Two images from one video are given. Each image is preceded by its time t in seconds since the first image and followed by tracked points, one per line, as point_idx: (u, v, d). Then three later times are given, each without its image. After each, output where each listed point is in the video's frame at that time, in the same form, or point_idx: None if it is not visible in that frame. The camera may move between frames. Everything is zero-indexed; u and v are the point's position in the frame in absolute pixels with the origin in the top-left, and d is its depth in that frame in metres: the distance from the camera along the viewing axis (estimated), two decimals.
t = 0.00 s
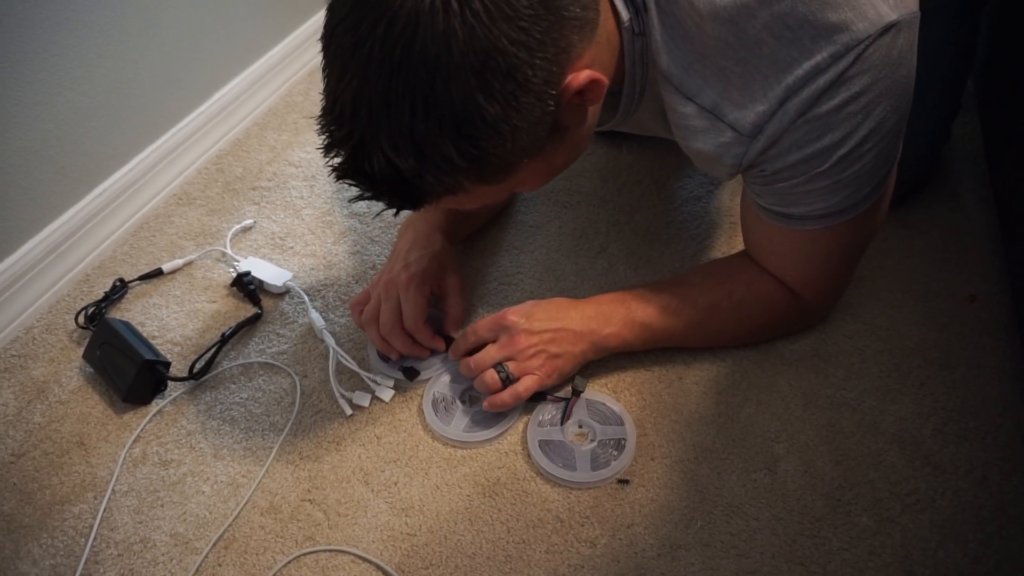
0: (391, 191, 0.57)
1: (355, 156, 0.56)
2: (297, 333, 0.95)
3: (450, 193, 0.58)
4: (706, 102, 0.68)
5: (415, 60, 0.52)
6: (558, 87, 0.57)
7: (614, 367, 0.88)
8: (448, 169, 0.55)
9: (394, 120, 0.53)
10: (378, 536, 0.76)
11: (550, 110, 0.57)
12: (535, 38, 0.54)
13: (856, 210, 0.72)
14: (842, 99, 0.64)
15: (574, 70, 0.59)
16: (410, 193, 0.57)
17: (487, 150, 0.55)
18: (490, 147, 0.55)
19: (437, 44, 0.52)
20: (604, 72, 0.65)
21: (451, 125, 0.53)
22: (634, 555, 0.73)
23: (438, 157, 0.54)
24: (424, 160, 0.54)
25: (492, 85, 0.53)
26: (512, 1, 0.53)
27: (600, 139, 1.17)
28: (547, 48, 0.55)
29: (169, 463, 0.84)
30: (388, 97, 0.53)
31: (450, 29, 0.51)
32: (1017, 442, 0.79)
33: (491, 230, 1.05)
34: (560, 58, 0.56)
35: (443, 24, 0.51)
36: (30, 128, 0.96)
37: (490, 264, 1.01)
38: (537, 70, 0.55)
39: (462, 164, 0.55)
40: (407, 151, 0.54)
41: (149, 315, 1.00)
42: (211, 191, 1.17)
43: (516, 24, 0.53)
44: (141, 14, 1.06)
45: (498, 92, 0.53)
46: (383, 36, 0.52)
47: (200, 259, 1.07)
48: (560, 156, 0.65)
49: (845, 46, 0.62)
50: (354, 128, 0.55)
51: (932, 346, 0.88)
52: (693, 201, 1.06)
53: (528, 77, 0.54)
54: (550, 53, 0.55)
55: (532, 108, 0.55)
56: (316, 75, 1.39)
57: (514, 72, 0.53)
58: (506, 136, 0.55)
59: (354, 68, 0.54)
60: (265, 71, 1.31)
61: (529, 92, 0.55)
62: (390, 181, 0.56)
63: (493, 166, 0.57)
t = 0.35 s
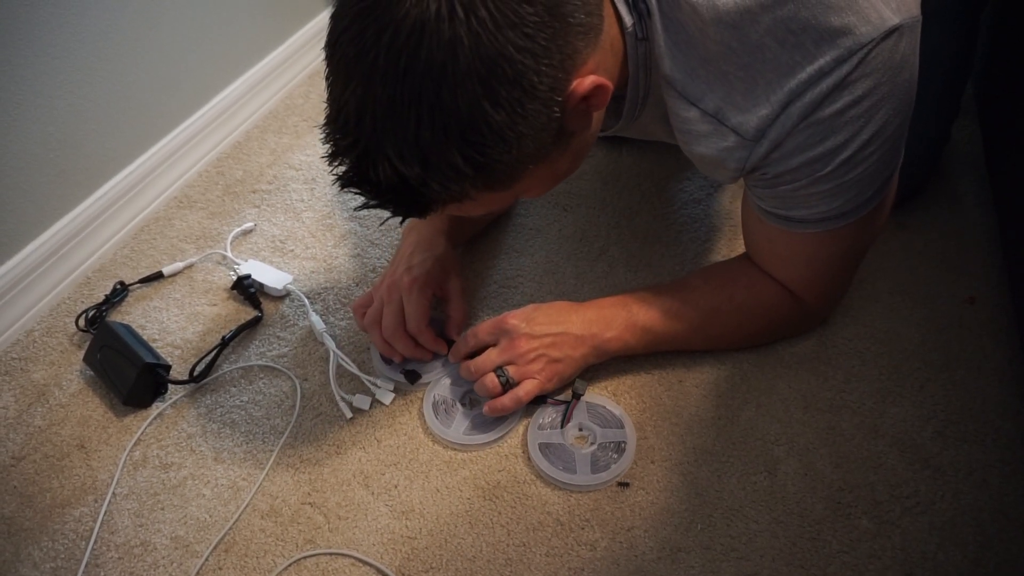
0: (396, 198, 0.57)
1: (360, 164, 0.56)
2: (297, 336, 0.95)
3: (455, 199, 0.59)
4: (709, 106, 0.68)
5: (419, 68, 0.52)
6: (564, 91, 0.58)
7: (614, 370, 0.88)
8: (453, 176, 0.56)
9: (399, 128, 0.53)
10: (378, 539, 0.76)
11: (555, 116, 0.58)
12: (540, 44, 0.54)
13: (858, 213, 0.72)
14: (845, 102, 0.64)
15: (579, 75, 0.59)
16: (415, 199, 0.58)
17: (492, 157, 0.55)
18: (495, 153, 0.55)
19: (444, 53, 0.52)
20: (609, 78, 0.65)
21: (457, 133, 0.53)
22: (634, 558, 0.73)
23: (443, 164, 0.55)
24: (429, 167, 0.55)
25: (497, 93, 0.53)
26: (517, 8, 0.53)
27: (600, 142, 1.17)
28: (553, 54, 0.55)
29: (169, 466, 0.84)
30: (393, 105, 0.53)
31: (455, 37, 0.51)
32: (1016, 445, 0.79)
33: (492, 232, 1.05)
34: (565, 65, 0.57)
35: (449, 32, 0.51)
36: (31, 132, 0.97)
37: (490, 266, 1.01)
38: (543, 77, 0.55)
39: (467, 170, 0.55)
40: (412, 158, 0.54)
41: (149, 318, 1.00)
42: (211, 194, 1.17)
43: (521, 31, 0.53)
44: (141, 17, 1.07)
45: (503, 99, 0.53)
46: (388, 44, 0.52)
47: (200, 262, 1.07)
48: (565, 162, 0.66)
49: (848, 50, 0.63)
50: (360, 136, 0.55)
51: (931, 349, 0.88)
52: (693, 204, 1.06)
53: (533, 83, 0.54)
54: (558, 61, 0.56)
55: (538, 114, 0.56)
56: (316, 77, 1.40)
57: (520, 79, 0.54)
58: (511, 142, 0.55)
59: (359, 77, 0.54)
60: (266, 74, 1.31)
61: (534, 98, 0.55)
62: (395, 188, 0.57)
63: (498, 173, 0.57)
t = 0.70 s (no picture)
0: (392, 204, 0.58)
1: (357, 170, 0.57)
2: (297, 337, 0.95)
3: (451, 205, 0.59)
4: (710, 108, 0.68)
5: (418, 75, 0.52)
6: (560, 100, 0.58)
7: (614, 370, 0.88)
8: (449, 184, 0.56)
9: (396, 136, 0.53)
10: (378, 540, 0.76)
11: (552, 125, 0.58)
12: (537, 55, 0.54)
13: (859, 215, 0.72)
14: (845, 103, 0.64)
15: (576, 84, 0.59)
16: (412, 205, 0.58)
17: (488, 166, 0.55)
18: (491, 162, 0.55)
19: (443, 59, 0.52)
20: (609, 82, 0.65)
21: (453, 142, 0.53)
22: (634, 558, 0.73)
23: (439, 173, 0.55)
24: (425, 175, 0.55)
25: (494, 103, 0.53)
26: (515, 20, 0.53)
27: (600, 143, 1.17)
28: (550, 63, 0.55)
29: (169, 466, 0.84)
30: (391, 114, 0.53)
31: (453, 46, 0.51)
32: (1017, 446, 0.79)
33: (492, 233, 1.05)
34: (565, 66, 0.57)
35: (446, 43, 0.51)
36: (32, 133, 0.97)
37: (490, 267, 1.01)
38: (540, 87, 0.55)
39: (463, 179, 0.56)
40: (409, 165, 0.54)
41: (149, 318, 1.00)
42: (211, 195, 1.17)
43: (518, 43, 0.53)
44: (142, 18, 1.07)
45: (499, 108, 0.53)
46: (387, 53, 0.52)
47: (200, 263, 1.07)
48: (563, 166, 0.66)
49: (849, 52, 0.63)
50: (357, 143, 0.55)
51: (931, 350, 0.88)
52: (693, 205, 1.06)
53: (529, 94, 0.54)
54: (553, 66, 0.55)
55: (534, 124, 0.56)
56: (316, 78, 1.40)
57: (517, 90, 0.53)
58: (507, 152, 0.55)
59: (357, 84, 0.54)
60: (266, 75, 1.32)
61: (531, 109, 0.55)
62: (392, 195, 0.57)
63: (494, 180, 0.58)
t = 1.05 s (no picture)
0: (391, 207, 0.58)
1: (358, 172, 0.57)
2: (297, 335, 0.95)
3: (449, 210, 0.59)
4: (714, 108, 0.68)
5: (421, 87, 0.52)
6: (561, 115, 0.58)
7: (614, 369, 0.88)
8: (447, 192, 0.56)
9: (396, 145, 0.53)
10: (378, 539, 0.76)
11: (552, 138, 0.58)
12: (540, 73, 0.54)
13: (862, 213, 0.72)
14: (849, 102, 0.64)
15: (576, 97, 0.59)
16: (410, 210, 0.58)
17: (486, 175, 0.56)
18: (489, 172, 0.56)
19: (447, 65, 0.51)
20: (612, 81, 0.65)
21: (452, 153, 0.54)
22: (635, 558, 0.73)
23: (437, 181, 0.55)
24: (424, 182, 0.55)
25: (495, 117, 0.53)
26: (521, 25, 0.53)
27: (601, 142, 1.17)
28: (552, 80, 0.55)
29: (169, 465, 0.84)
30: (392, 121, 0.53)
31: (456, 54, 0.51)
32: (1017, 446, 0.79)
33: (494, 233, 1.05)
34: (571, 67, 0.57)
35: (449, 56, 0.51)
36: (33, 132, 0.97)
37: (489, 267, 1.01)
38: (542, 101, 0.55)
39: (461, 187, 0.56)
40: (408, 173, 0.55)
41: (149, 317, 1.00)
42: (212, 194, 1.17)
43: (521, 58, 0.53)
44: (143, 17, 1.07)
45: (500, 122, 0.53)
46: (391, 60, 0.52)
47: (201, 262, 1.07)
48: (563, 171, 0.66)
49: (852, 51, 0.63)
50: (358, 147, 0.55)
51: (932, 350, 0.88)
52: (694, 204, 1.06)
53: (531, 108, 0.54)
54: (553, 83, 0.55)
55: (534, 138, 0.56)
56: (317, 78, 1.40)
57: (518, 106, 0.54)
58: (506, 164, 0.56)
59: (360, 89, 0.54)
60: (267, 74, 1.32)
61: (532, 123, 0.55)
62: (390, 199, 0.57)
63: (492, 188, 0.58)
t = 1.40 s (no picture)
0: (397, 210, 0.58)
1: (364, 176, 0.57)
2: (298, 334, 0.95)
3: (455, 210, 0.59)
4: (715, 108, 0.68)
5: (427, 89, 0.52)
6: (567, 113, 0.57)
7: (614, 368, 0.88)
8: (454, 193, 0.56)
9: (403, 147, 0.53)
10: (378, 537, 0.76)
11: (558, 136, 0.57)
12: (546, 71, 0.54)
13: (863, 213, 0.71)
14: (850, 102, 0.64)
15: (581, 95, 0.59)
16: (417, 213, 0.58)
17: (493, 176, 0.56)
18: (496, 173, 0.55)
19: (451, 66, 0.51)
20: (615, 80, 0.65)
21: (459, 153, 0.53)
22: (635, 556, 0.73)
23: (445, 182, 0.55)
24: (431, 183, 0.55)
25: (502, 117, 0.53)
26: (524, 25, 0.53)
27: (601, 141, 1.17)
28: (558, 78, 0.55)
29: (169, 463, 0.84)
30: (398, 123, 0.53)
31: (463, 58, 0.51)
32: (1018, 445, 0.79)
33: (494, 231, 1.05)
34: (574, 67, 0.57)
35: (455, 58, 0.51)
36: (34, 130, 0.97)
37: (489, 265, 1.01)
38: (547, 99, 0.55)
39: (468, 188, 0.56)
40: (415, 175, 0.54)
41: (150, 315, 1.00)
42: (212, 192, 1.17)
43: (527, 56, 0.53)
44: (143, 15, 1.07)
45: (506, 121, 0.53)
46: (396, 64, 0.52)
47: (201, 259, 1.07)
48: (567, 172, 0.66)
49: (854, 50, 0.63)
50: (364, 150, 0.55)
51: (933, 348, 0.88)
52: (695, 203, 1.06)
53: (537, 107, 0.54)
54: (557, 80, 0.55)
55: (540, 136, 0.56)
56: (317, 76, 1.40)
57: (525, 104, 0.53)
58: (513, 163, 0.56)
59: (365, 93, 0.54)
60: (267, 72, 1.32)
61: (538, 122, 0.55)
62: (397, 202, 0.57)
63: (499, 189, 0.58)
